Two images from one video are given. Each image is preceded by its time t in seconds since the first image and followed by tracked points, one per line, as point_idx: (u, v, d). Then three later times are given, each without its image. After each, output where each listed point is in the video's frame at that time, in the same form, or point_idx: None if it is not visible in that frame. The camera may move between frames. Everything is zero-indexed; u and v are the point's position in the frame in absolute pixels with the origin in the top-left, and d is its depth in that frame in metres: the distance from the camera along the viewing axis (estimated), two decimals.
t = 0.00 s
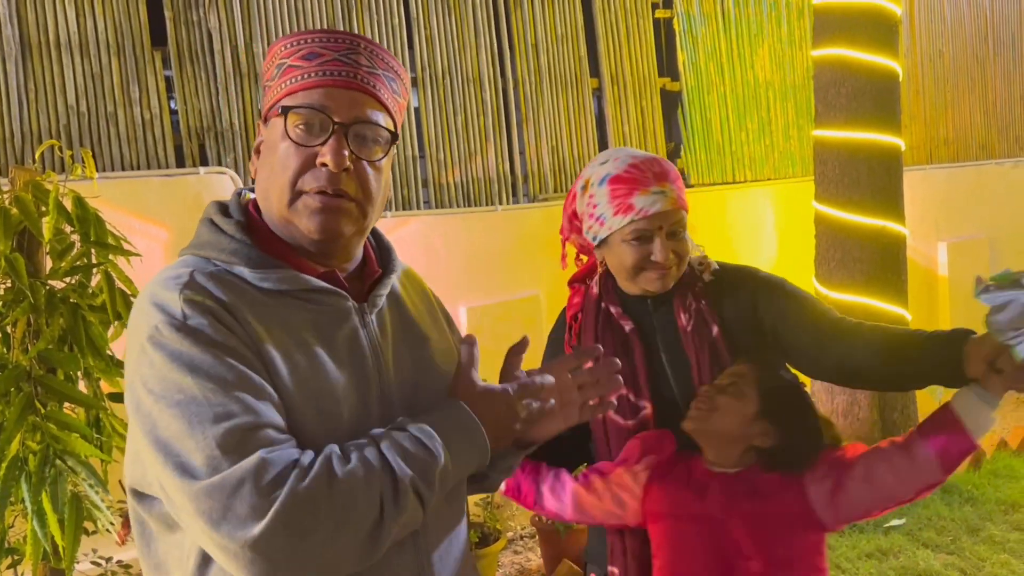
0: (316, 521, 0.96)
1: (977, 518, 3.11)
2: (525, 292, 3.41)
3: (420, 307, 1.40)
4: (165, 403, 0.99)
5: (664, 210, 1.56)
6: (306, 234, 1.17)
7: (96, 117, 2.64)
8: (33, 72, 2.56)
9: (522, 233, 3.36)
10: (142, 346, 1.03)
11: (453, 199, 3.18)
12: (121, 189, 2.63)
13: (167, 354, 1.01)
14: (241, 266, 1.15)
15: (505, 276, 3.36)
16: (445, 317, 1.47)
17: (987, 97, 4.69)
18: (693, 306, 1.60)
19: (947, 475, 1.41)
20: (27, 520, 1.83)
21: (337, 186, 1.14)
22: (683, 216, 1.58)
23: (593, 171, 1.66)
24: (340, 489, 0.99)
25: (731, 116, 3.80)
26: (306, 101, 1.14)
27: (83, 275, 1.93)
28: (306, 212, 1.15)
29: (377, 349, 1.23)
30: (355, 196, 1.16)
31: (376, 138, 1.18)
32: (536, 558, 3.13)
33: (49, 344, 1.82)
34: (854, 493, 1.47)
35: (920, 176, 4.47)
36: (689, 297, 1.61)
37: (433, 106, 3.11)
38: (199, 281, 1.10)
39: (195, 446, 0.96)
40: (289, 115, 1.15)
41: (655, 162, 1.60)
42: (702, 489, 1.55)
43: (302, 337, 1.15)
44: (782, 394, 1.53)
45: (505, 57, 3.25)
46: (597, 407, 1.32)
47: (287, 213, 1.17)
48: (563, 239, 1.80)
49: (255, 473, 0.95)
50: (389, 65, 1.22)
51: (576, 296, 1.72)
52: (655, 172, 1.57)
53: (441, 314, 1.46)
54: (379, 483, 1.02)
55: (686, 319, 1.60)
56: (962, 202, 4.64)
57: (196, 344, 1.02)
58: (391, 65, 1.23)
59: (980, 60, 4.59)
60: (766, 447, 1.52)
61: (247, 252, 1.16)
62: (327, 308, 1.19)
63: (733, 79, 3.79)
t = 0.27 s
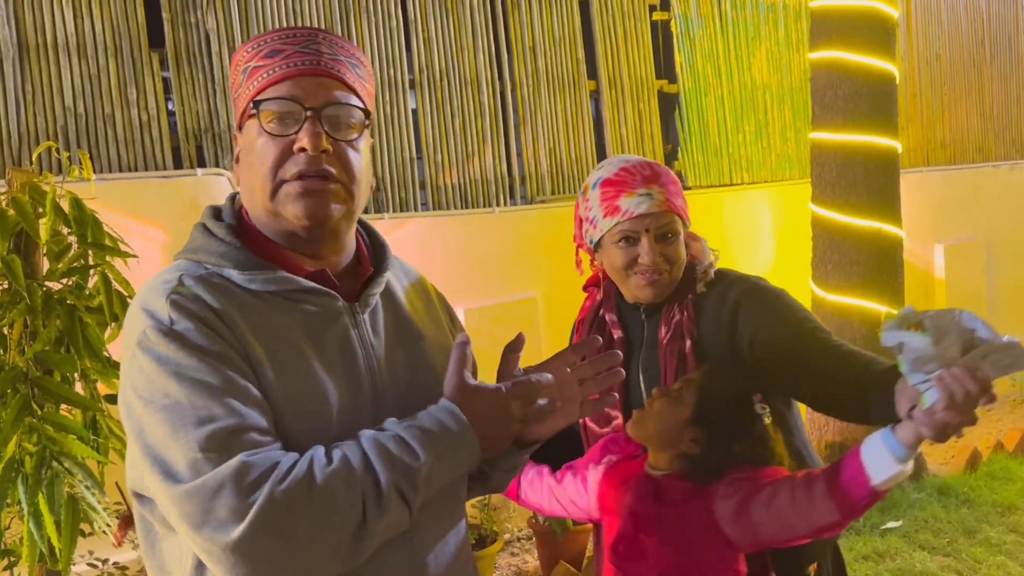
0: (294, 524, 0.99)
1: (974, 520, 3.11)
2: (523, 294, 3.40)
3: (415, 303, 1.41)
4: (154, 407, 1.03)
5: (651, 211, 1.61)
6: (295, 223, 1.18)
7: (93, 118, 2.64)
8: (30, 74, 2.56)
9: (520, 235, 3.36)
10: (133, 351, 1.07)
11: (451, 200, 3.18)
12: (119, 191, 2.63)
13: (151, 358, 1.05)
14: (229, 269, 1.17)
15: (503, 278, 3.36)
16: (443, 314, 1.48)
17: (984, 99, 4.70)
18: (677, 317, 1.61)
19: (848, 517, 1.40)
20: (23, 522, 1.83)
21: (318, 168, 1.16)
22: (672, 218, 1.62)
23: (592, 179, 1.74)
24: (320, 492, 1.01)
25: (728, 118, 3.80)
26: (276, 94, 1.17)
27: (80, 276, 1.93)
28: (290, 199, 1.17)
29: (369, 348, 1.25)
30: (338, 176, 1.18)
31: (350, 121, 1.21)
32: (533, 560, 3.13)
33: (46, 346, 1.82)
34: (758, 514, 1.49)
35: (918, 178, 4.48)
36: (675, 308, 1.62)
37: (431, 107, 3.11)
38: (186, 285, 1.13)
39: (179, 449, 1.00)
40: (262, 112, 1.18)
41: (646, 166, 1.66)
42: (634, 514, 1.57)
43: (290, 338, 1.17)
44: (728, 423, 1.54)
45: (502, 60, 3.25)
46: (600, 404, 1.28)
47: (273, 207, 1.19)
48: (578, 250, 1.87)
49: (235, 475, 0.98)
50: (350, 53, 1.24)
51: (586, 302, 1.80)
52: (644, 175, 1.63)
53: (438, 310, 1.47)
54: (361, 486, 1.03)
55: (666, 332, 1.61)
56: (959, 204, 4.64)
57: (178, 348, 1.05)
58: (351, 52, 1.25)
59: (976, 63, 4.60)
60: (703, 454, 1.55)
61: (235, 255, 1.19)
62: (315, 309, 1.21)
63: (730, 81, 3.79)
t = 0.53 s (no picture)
0: (254, 532, 1.04)
1: (970, 521, 3.12)
2: (520, 295, 3.40)
3: (404, 300, 1.43)
4: (128, 417, 1.10)
5: (660, 212, 1.64)
6: (277, 227, 1.23)
7: (89, 119, 2.64)
8: (27, 74, 2.55)
9: (517, 236, 3.36)
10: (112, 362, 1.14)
11: (448, 202, 3.18)
12: (116, 191, 2.65)
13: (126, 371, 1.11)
14: (208, 276, 1.21)
15: (500, 279, 3.35)
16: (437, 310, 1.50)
17: (981, 101, 4.71)
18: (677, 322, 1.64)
19: (814, 541, 1.41)
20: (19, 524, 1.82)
21: (296, 169, 1.20)
22: (681, 220, 1.65)
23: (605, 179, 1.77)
24: (281, 500, 1.06)
25: (725, 120, 3.81)
26: (250, 97, 1.21)
27: (77, 277, 1.93)
28: (272, 203, 1.21)
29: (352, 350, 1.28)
30: (317, 176, 1.23)
31: (325, 119, 1.25)
32: (530, 561, 3.13)
33: (42, 347, 1.82)
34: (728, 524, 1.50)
35: (914, 179, 4.49)
36: (676, 314, 1.65)
37: (428, 108, 3.12)
38: (162, 292, 1.18)
39: (150, 461, 1.08)
40: (237, 116, 1.22)
41: (658, 168, 1.69)
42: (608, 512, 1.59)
43: (265, 344, 1.20)
44: (711, 421, 1.57)
45: (500, 61, 3.26)
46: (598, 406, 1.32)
47: (255, 211, 1.23)
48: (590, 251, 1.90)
49: (199, 485, 1.04)
50: (324, 51, 1.28)
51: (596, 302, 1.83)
52: (655, 177, 1.67)
53: (430, 306, 1.48)
54: (324, 492, 1.09)
55: (666, 337, 1.65)
56: (956, 206, 4.65)
57: (148, 360, 1.11)
58: (325, 50, 1.29)
59: (973, 65, 4.61)
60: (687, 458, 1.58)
61: (215, 262, 1.23)
62: (294, 314, 1.24)
63: (727, 83, 3.80)
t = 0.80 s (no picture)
0: (235, 538, 1.06)
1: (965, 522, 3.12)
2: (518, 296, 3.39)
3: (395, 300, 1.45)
4: (114, 422, 1.13)
5: (684, 195, 1.54)
6: (268, 231, 1.24)
7: (87, 120, 2.64)
8: (24, 75, 2.56)
9: (514, 237, 3.36)
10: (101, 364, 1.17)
11: (445, 203, 3.20)
12: (113, 192, 2.66)
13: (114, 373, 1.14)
14: (198, 279, 1.24)
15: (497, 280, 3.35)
16: (430, 309, 1.52)
17: (978, 102, 4.72)
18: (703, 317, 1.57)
19: None
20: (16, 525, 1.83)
21: (287, 173, 1.21)
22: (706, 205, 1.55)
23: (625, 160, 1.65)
24: (263, 503, 1.08)
25: (723, 121, 3.81)
26: (240, 101, 1.22)
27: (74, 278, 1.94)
28: (263, 207, 1.22)
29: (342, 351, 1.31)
30: (308, 180, 1.24)
31: (316, 121, 1.26)
32: (527, 561, 3.14)
33: (40, 347, 1.82)
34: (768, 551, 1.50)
35: (911, 180, 4.50)
36: (702, 308, 1.58)
37: (425, 110, 3.13)
38: (150, 296, 1.20)
39: (134, 464, 1.10)
40: (226, 121, 1.23)
41: (683, 151, 1.57)
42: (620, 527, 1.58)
43: (253, 347, 1.23)
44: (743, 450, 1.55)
45: (497, 63, 3.26)
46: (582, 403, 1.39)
47: (246, 215, 1.24)
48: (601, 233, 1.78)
49: (180, 490, 1.06)
50: (316, 53, 1.28)
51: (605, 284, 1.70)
52: (681, 161, 1.55)
53: (423, 305, 1.50)
54: (307, 495, 1.10)
55: (692, 331, 1.58)
56: (952, 206, 4.66)
57: (137, 363, 1.13)
58: (316, 52, 1.29)
59: (970, 66, 4.61)
60: (703, 480, 1.56)
61: (204, 265, 1.26)
62: (282, 318, 1.26)
63: (724, 85, 3.80)
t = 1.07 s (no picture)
0: (229, 540, 1.08)
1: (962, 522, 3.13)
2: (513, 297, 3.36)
3: (389, 299, 1.46)
4: (109, 424, 1.14)
5: (709, 195, 1.75)
6: (262, 230, 1.24)
7: (83, 118, 2.64)
8: (20, 74, 2.56)
9: (512, 237, 3.35)
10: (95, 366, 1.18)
11: (443, 202, 3.20)
12: (110, 191, 2.66)
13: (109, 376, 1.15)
14: (192, 279, 1.25)
15: (495, 279, 3.34)
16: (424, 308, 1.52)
17: (975, 102, 4.73)
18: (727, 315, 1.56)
19: None
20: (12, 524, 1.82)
21: (280, 172, 1.21)
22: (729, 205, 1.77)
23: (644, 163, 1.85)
24: (257, 507, 1.10)
25: (720, 121, 3.81)
26: (234, 100, 1.21)
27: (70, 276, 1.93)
28: (256, 207, 1.22)
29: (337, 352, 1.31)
30: (302, 180, 1.23)
31: (311, 120, 1.25)
32: (525, 561, 3.14)
33: (36, 347, 1.82)
34: None
35: (908, 180, 4.51)
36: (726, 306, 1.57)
37: (423, 109, 3.13)
38: (144, 296, 1.20)
39: (128, 467, 1.11)
40: (220, 119, 1.22)
41: (704, 153, 1.78)
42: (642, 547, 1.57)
43: (247, 347, 1.24)
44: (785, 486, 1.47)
45: (495, 62, 3.26)
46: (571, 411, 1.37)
47: (239, 215, 1.24)
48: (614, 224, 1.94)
49: (173, 493, 1.07)
50: (311, 51, 1.28)
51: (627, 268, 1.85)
52: (705, 161, 1.77)
53: (416, 304, 1.50)
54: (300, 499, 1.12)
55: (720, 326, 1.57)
56: (949, 206, 4.67)
57: (131, 365, 1.14)
58: (312, 50, 1.29)
59: (968, 66, 4.62)
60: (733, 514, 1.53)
61: (198, 264, 1.26)
62: (276, 317, 1.27)
63: (722, 84, 3.80)
